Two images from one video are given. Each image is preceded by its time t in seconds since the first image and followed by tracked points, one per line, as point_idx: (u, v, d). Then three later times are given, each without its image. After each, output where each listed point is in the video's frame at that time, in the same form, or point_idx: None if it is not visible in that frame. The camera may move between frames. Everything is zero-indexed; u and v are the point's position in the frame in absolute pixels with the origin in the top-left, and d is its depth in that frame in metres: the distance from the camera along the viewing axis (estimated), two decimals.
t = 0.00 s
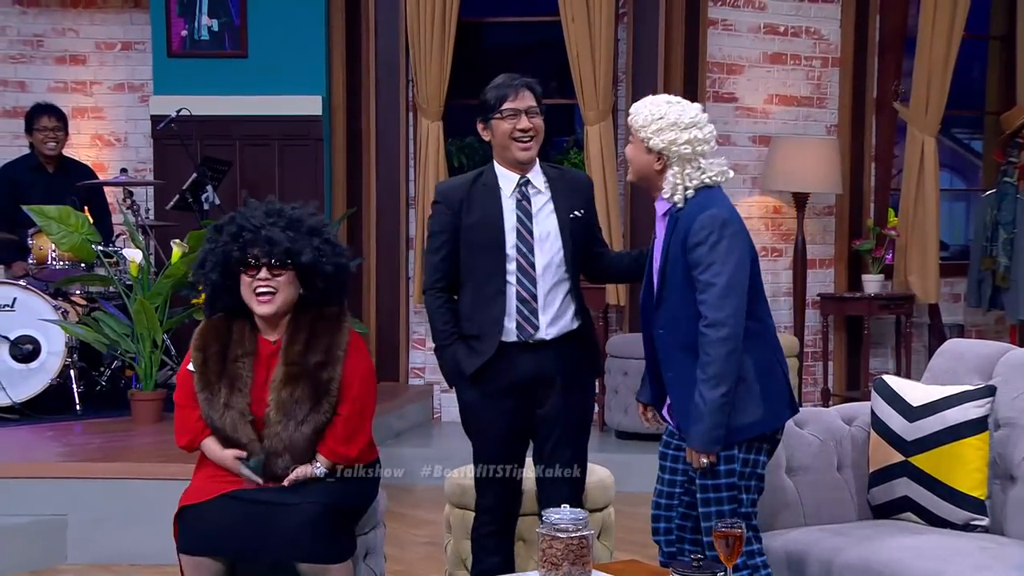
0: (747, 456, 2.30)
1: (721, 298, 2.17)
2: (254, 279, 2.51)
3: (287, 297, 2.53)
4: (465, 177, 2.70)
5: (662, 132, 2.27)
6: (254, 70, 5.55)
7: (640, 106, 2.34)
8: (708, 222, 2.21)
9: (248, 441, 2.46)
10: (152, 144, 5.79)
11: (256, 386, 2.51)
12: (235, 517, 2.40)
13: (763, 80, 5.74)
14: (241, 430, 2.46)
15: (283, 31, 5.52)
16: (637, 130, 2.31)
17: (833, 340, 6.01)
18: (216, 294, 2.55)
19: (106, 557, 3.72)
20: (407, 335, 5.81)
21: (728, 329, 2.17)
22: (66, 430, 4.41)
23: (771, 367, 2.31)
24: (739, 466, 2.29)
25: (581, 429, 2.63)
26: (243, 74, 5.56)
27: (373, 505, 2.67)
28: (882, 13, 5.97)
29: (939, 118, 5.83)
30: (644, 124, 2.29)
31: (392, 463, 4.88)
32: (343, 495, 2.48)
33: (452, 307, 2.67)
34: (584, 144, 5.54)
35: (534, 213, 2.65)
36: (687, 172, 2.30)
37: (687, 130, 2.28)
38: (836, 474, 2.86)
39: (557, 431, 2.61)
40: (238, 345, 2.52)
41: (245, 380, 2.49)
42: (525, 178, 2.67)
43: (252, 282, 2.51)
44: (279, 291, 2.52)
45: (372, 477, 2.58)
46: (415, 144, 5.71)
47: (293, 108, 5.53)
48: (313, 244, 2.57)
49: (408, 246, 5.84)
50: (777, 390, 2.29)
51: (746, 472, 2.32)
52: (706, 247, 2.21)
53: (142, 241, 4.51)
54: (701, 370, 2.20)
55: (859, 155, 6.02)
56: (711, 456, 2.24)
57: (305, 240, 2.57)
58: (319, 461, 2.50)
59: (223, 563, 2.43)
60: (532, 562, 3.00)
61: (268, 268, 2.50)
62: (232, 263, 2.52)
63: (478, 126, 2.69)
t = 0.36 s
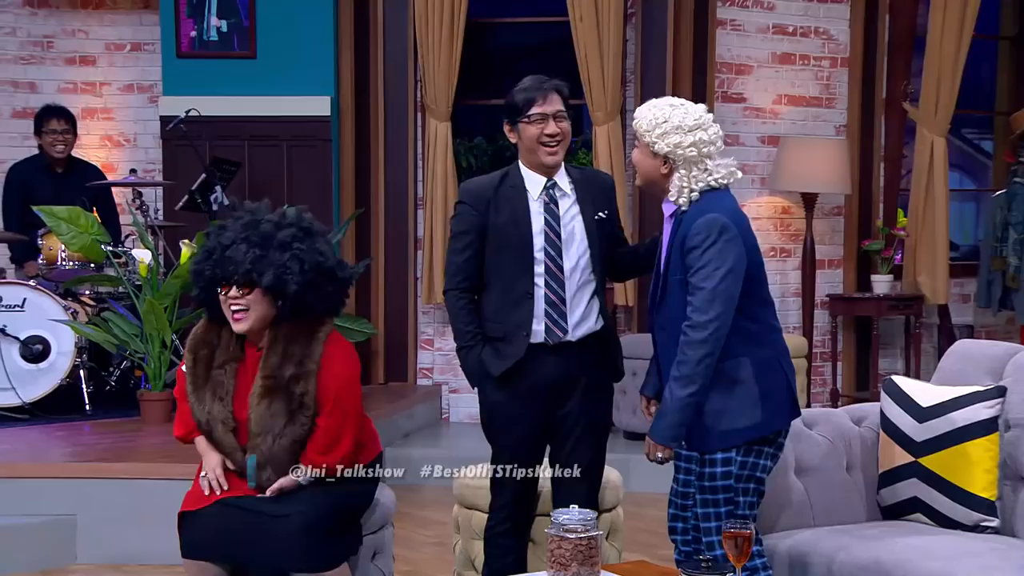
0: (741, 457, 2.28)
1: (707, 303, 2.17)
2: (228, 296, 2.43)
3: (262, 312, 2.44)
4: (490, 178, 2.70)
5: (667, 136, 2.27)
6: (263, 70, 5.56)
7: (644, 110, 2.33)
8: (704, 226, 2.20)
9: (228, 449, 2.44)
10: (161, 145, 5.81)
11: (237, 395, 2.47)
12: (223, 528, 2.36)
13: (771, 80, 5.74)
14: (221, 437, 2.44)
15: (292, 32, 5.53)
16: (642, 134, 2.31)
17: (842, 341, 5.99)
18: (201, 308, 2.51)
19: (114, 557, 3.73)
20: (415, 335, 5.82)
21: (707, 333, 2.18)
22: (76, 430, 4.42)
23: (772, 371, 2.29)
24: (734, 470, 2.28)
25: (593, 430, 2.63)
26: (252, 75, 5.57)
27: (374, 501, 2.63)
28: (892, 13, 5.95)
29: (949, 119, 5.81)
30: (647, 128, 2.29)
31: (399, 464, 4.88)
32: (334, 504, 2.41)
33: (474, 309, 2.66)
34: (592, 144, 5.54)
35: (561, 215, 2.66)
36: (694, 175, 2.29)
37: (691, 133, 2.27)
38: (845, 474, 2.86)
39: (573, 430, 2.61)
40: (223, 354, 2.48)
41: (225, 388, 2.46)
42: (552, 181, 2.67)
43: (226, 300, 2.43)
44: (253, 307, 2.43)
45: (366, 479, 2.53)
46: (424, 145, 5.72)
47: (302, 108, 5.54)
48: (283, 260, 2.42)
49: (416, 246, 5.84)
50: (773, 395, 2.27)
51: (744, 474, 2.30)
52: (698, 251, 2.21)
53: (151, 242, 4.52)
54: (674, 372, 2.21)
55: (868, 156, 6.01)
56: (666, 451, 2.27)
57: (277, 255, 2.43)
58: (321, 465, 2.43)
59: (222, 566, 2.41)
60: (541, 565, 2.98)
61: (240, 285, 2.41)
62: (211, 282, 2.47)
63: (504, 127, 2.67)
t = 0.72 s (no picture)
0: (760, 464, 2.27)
1: (742, 297, 2.17)
2: (218, 304, 2.39)
3: (250, 316, 2.38)
4: (515, 178, 2.70)
5: (701, 131, 2.24)
6: (274, 71, 5.57)
7: (666, 113, 2.30)
8: (739, 219, 2.21)
9: (216, 452, 2.38)
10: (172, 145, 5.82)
11: (229, 397, 2.40)
12: (218, 533, 2.35)
13: (783, 80, 5.73)
14: (208, 438, 2.39)
15: (303, 33, 5.54)
16: (671, 135, 2.27)
17: (853, 342, 5.98)
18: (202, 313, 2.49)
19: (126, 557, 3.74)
20: (426, 335, 5.83)
21: (741, 329, 2.17)
22: (88, 429, 4.43)
23: (797, 373, 2.28)
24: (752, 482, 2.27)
25: (606, 432, 2.63)
26: (263, 75, 5.58)
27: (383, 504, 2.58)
28: (904, 13, 5.93)
29: (961, 119, 5.80)
30: (678, 127, 2.26)
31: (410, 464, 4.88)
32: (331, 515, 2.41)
33: (493, 306, 2.67)
34: (603, 144, 5.54)
35: (577, 225, 2.63)
36: (730, 167, 2.27)
37: (724, 125, 2.25)
38: (857, 475, 2.85)
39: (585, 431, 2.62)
40: (216, 356, 2.43)
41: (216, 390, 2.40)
42: (569, 191, 2.64)
43: (217, 306, 2.39)
44: (241, 312, 2.37)
45: (368, 482, 2.47)
46: (434, 146, 5.72)
47: (313, 108, 5.55)
48: (261, 265, 2.35)
49: (426, 246, 5.84)
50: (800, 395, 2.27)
51: (767, 480, 2.29)
52: (733, 245, 2.21)
53: (163, 242, 4.53)
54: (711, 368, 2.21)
55: (879, 155, 5.99)
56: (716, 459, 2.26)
57: (257, 259, 2.36)
58: (321, 464, 2.35)
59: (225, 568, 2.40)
60: (553, 565, 2.98)
61: (227, 292, 2.37)
62: (204, 289, 2.43)
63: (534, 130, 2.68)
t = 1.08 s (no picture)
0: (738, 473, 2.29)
1: (740, 308, 2.14)
2: (211, 308, 2.41)
3: (241, 318, 2.38)
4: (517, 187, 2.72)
5: (683, 139, 2.25)
6: (279, 71, 5.57)
7: (647, 123, 2.31)
8: (735, 230, 2.19)
9: (215, 452, 2.39)
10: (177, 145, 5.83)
11: (226, 398, 2.40)
12: (215, 533, 2.35)
13: (788, 80, 5.73)
14: (207, 439, 2.40)
15: (308, 34, 5.55)
16: (654, 145, 2.28)
17: (859, 342, 5.97)
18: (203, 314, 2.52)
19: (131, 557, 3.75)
20: (431, 336, 5.83)
21: (740, 341, 2.14)
22: (93, 429, 4.44)
23: (780, 385, 2.27)
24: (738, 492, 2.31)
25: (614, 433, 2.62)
26: (268, 76, 5.58)
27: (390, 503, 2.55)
28: (909, 12, 5.93)
29: (967, 119, 5.79)
30: (660, 137, 2.27)
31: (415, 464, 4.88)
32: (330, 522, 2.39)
33: (505, 306, 2.72)
34: (608, 144, 5.54)
35: (571, 243, 2.61)
36: (717, 173, 2.27)
37: (705, 131, 2.26)
38: (862, 475, 2.85)
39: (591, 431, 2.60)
40: (216, 356, 2.44)
41: (212, 391, 2.41)
42: (566, 208, 2.61)
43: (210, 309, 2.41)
44: (232, 315, 2.38)
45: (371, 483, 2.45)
46: (439, 146, 5.73)
47: (317, 109, 5.55)
48: (245, 266, 2.36)
49: (431, 247, 5.84)
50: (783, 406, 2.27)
51: (746, 488, 2.32)
52: (730, 256, 2.18)
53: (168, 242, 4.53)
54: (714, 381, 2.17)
55: (884, 155, 5.98)
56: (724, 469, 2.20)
57: (243, 262, 2.37)
58: (320, 465, 2.35)
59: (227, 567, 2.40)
60: (558, 565, 2.98)
61: (217, 297, 2.38)
62: (199, 293, 2.46)
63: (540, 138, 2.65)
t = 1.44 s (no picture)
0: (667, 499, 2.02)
1: (649, 342, 1.93)
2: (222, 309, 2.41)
3: (249, 318, 2.37)
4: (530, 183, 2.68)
5: (567, 168, 2.00)
6: (297, 70, 5.59)
7: (525, 155, 2.06)
8: (636, 262, 1.97)
9: (231, 452, 2.40)
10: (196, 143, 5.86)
11: (240, 398, 2.40)
12: (234, 535, 2.37)
13: (806, 78, 5.71)
14: (223, 438, 2.40)
15: (326, 32, 5.56)
16: (536, 175, 2.02)
17: (878, 340, 5.95)
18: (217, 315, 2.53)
19: (150, 554, 3.76)
20: (449, 334, 5.83)
21: (650, 373, 1.93)
22: (112, 426, 4.46)
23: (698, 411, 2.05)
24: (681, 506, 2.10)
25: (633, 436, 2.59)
26: (286, 74, 5.59)
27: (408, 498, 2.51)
28: (929, 8, 5.89)
29: (988, 115, 5.75)
30: (543, 166, 2.01)
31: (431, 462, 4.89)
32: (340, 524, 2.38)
33: (523, 305, 2.75)
34: (625, 142, 5.53)
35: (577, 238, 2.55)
36: (601, 203, 2.03)
37: (586, 160, 2.03)
38: (881, 474, 2.83)
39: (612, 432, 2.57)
40: (230, 356, 2.44)
41: (227, 391, 2.40)
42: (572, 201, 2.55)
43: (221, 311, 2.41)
44: (241, 315, 2.37)
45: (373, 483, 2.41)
46: (456, 144, 5.72)
47: (335, 107, 5.56)
48: (250, 266, 2.36)
49: (448, 245, 5.84)
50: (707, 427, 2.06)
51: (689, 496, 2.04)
52: (630, 288, 1.96)
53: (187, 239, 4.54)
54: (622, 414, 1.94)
55: (904, 152, 5.95)
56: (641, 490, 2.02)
57: (248, 262, 2.37)
58: (326, 464, 2.33)
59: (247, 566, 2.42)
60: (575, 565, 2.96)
61: (225, 298, 2.38)
62: (210, 295, 2.46)
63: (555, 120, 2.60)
